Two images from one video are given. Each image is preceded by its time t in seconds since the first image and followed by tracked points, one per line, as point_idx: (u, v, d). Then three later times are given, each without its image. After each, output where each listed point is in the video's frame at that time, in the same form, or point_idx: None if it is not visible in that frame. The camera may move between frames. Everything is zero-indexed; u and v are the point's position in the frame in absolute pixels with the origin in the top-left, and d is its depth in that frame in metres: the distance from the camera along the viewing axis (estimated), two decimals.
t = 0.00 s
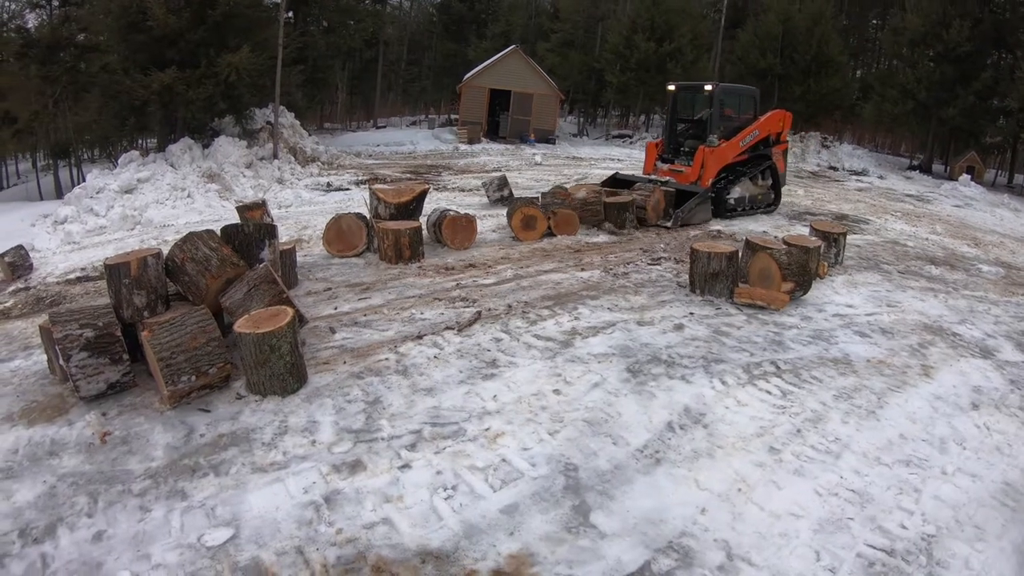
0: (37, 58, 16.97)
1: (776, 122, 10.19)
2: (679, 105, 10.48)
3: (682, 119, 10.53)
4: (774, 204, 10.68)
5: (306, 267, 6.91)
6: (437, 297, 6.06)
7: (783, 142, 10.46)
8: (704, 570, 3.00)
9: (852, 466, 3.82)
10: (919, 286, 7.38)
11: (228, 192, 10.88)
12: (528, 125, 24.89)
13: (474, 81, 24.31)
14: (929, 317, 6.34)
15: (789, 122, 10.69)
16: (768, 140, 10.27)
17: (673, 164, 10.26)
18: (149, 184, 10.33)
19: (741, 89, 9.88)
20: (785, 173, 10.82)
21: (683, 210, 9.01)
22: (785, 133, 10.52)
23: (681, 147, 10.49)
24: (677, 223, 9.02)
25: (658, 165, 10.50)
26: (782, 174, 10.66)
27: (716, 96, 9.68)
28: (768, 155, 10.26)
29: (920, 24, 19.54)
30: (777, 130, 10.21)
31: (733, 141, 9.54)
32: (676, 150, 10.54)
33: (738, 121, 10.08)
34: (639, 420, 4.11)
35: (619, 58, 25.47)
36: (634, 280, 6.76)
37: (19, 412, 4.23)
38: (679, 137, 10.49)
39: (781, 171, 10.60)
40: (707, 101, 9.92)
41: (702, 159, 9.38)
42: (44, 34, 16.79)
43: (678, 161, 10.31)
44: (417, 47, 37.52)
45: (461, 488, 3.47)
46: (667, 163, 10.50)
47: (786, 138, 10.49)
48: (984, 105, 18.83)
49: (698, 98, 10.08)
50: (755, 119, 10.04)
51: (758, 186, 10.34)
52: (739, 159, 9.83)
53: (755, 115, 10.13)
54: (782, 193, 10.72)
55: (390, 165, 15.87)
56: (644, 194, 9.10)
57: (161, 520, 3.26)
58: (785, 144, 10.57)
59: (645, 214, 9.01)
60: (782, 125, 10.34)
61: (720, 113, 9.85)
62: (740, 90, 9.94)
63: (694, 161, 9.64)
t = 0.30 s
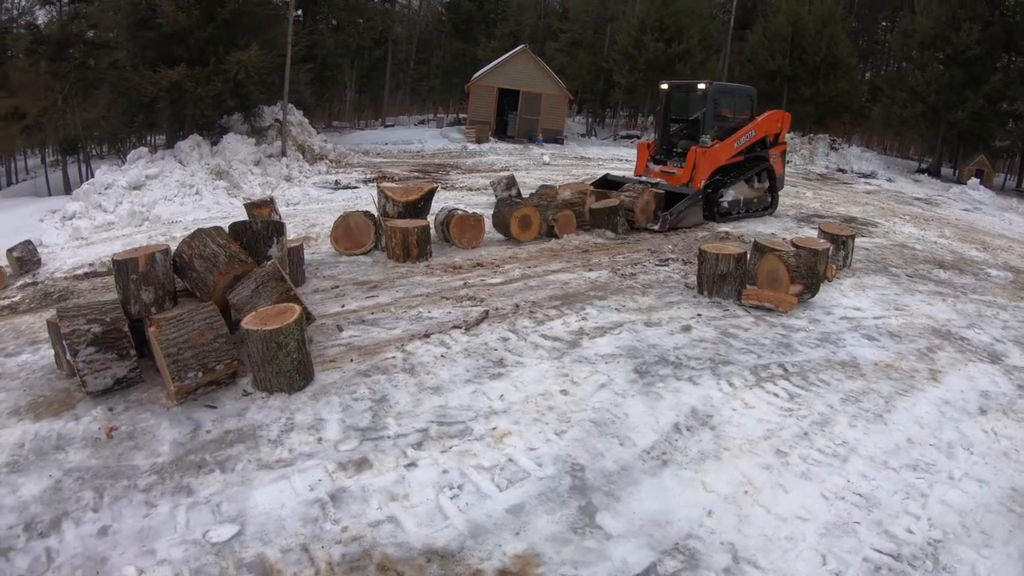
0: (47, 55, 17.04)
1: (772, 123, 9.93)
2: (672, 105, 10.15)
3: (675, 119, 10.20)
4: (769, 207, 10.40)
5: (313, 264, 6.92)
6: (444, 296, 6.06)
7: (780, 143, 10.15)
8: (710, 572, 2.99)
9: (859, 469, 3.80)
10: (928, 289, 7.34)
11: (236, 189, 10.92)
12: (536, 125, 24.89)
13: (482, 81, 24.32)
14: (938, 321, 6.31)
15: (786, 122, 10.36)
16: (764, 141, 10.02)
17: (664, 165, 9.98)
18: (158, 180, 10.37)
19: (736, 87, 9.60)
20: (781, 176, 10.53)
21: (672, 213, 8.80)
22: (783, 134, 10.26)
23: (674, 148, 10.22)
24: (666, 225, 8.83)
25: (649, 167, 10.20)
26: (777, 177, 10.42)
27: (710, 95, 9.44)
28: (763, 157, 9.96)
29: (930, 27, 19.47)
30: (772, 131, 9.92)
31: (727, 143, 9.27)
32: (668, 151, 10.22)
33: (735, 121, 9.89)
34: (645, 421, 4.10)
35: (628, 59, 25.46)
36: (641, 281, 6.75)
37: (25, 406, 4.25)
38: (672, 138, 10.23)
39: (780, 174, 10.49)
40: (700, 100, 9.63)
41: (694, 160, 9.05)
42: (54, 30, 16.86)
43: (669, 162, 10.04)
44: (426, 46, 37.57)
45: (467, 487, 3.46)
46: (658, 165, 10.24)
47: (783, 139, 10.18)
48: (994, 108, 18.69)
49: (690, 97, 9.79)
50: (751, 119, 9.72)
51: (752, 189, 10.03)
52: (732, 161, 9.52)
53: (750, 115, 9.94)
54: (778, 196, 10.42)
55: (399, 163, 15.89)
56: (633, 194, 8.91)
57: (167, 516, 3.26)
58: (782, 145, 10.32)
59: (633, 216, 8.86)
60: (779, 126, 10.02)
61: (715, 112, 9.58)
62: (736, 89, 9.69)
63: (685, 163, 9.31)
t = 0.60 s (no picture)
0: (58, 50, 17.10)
1: (769, 123, 9.67)
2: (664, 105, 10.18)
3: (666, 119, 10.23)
4: (765, 210, 10.14)
5: (321, 261, 6.94)
6: (452, 294, 6.06)
7: (777, 144, 9.88)
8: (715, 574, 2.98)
9: (865, 473, 3.78)
10: (936, 293, 7.31)
11: (245, 185, 10.95)
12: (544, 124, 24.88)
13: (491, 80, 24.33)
14: (945, 325, 6.28)
15: (785, 122, 10.07)
16: (760, 141, 9.77)
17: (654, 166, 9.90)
18: (166, 176, 10.41)
19: (728, 86, 9.47)
20: (779, 178, 10.26)
21: (655, 216, 8.54)
22: (779, 134, 10.00)
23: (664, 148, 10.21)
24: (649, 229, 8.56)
25: (638, 167, 10.19)
26: (772, 179, 10.14)
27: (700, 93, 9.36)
28: (758, 158, 9.70)
29: (940, 30, 19.38)
30: (768, 131, 9.65)
31: (719, 143, 9.02)
32: (659, 151, 10.22)
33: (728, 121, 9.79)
34: (652, 421, 4.09)
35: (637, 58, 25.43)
36: (649, 281, 6.74)
37: (33, 399, 4.27)
38: (663, 138, 10.21)
39: (777, 175, 10.21)
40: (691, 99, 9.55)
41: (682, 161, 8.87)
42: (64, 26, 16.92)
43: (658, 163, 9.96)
44: (436, 44, 37.57)
45: (473, 485, 3.46)
46: (648, 165, 10.17)
47: (780, 140, 9.91)
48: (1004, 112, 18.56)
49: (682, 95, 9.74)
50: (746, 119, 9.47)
51: (746, 192, 9.79)
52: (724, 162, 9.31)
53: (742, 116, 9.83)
54: (775, 199, 10.15)
55: (407, 161, 15.91)
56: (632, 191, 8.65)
57: (173, 510, 3.27)
58: (778, 146, 10.05)
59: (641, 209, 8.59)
60: (776, 126, 9.74)
61: (706, 111, 9.48)
62: (729, 88, 9.59)
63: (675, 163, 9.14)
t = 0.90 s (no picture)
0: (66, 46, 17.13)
1: (763, 123, 9.31)
2: (652, 104, 10.06)
3: (655, 118, 10.07)
4: (757, 213, 9.82)
5: (327, 259, 6.95)
6: (458, 293, 6.07)
7: (771, 146, 9.54)
8: None
9: (869, 477, 3.77)
10: (942, 297, 7.28)
11: (252, 182, 10.99)
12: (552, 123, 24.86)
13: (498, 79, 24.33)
14: (951, 329, 6.26)
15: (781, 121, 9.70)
16: (753, 142, 9.41)
17: (641, 166, 9.65)
18: (173, 172, 10.43)
19: (718, 84, 9.18)
20: (773, 180, 9.90)
21: (638, 219, 8.33)
22: (774, 135, 9.63)
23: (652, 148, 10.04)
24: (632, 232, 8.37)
25: (625, 168, 9.93)
26: (766, 181, 9.78)
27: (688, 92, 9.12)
28: (751, 159, 9.36)
29: (949, 33, 19.31)
30: (762, 132, 9.30)
31: (708, 143, 8.68)
32: (647, 152, 10.03)
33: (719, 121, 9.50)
34: (657, 422, 4.10)
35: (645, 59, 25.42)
36: (655, 282, 6.74)
37: (38, 393, 4.29)
38: (650, 139, 10.08)
39: (771, 178, 9.86)
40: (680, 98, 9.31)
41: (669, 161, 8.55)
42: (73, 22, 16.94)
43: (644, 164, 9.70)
44: (443, 43, 37.59)
45: (477, 484, 3.47)
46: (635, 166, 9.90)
47: (774, 140, 9.56)
48: (1013, 116, 18.46)
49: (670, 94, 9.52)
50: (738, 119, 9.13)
51: (738, 194, 9.46)
52: (714, 164, 8.98)
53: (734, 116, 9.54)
54: (768, 202, 9.81)
55: (414, 160, 15.92)
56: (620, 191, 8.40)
57: (178, 506, 3.28)
58: (773, 147, 9.69)
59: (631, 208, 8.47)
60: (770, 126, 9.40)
61: (695, 110, 9.24)
62: (720, 87, 9.28)
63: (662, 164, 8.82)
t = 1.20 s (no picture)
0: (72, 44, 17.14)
1: (751, 123, 9.10)
2: (637, 102, 9.72)
3: (641, 117, 9.72)
4: (747, 217, 9.57)
5: (332, 258, 6.97)
6: (462, 292, 6.07)
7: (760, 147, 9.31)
8: None
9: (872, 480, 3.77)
10: (947, 300, 7.27)
11: (257, 180, 11.01)
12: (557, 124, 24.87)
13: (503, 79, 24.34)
14: (955, 332, 6.25)
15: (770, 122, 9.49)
16: (741, 143, 9.19)
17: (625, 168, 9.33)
18: (178, 170, 10.46)
19: (704, 81, 8.90)
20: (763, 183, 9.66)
21: (617, 222, 8.13)
22: (764, 135, 9.38)
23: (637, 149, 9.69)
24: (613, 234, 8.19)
25: (610, 169, 9.63)
26: (756, 183, 9.52)
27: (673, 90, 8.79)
28: (739, 161, 9.12)
29: (956, 35, 19.25)
30: (750, 132, 9.09)
31: (694, 143, 8.44)
32: (631, 152, 9.68)
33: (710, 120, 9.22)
34: (660, 423, 4.10)
35: (650, 59, 25.44)
36: (659, 283, 6.74)
37: (42, 390, 4.30)
38: (635, 139, 9.73)
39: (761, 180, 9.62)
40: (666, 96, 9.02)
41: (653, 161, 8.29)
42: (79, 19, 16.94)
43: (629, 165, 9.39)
44: (449, 43, 37.63)
45: (480, 484, 3.47)
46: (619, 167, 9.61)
47: (763, 141, 9.34)
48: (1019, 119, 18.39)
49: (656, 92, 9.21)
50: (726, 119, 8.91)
51: (726, 197, 9.21)
52: (701, 165, 8.73)
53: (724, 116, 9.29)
54: (757, 204, 9.56)
55: (419, 159, 15.93)
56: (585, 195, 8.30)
57: (180, 503, 3.29)
58: (763, 147, 9.42)
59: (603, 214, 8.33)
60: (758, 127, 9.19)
61: (681, 109, 8.92)
62: (707, 84, 8.98)
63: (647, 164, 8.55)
